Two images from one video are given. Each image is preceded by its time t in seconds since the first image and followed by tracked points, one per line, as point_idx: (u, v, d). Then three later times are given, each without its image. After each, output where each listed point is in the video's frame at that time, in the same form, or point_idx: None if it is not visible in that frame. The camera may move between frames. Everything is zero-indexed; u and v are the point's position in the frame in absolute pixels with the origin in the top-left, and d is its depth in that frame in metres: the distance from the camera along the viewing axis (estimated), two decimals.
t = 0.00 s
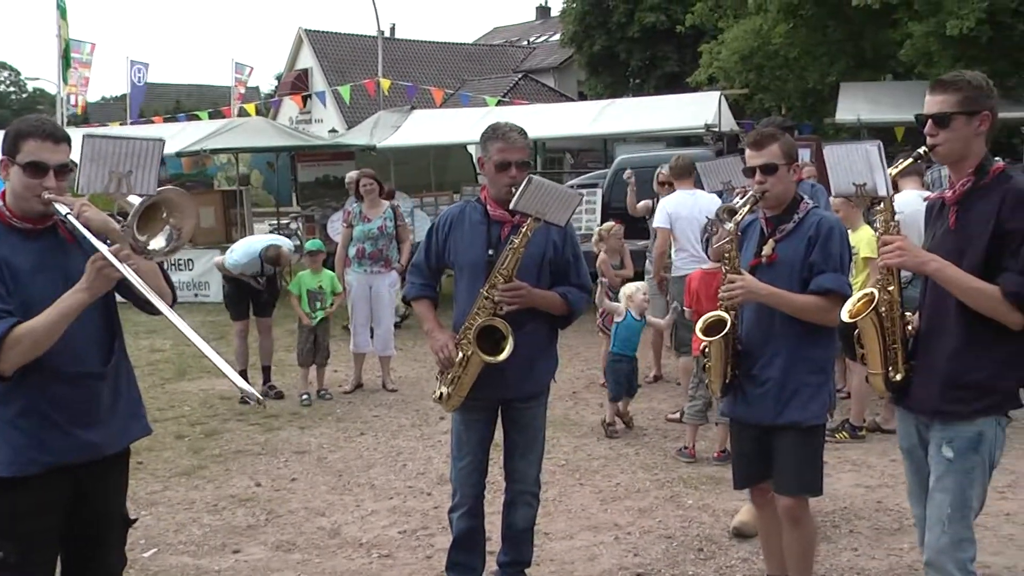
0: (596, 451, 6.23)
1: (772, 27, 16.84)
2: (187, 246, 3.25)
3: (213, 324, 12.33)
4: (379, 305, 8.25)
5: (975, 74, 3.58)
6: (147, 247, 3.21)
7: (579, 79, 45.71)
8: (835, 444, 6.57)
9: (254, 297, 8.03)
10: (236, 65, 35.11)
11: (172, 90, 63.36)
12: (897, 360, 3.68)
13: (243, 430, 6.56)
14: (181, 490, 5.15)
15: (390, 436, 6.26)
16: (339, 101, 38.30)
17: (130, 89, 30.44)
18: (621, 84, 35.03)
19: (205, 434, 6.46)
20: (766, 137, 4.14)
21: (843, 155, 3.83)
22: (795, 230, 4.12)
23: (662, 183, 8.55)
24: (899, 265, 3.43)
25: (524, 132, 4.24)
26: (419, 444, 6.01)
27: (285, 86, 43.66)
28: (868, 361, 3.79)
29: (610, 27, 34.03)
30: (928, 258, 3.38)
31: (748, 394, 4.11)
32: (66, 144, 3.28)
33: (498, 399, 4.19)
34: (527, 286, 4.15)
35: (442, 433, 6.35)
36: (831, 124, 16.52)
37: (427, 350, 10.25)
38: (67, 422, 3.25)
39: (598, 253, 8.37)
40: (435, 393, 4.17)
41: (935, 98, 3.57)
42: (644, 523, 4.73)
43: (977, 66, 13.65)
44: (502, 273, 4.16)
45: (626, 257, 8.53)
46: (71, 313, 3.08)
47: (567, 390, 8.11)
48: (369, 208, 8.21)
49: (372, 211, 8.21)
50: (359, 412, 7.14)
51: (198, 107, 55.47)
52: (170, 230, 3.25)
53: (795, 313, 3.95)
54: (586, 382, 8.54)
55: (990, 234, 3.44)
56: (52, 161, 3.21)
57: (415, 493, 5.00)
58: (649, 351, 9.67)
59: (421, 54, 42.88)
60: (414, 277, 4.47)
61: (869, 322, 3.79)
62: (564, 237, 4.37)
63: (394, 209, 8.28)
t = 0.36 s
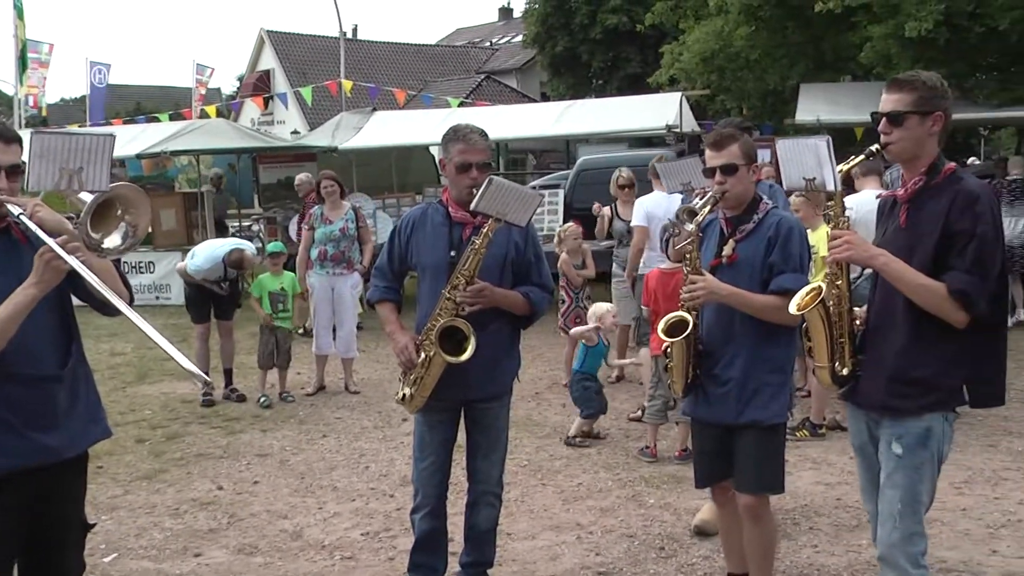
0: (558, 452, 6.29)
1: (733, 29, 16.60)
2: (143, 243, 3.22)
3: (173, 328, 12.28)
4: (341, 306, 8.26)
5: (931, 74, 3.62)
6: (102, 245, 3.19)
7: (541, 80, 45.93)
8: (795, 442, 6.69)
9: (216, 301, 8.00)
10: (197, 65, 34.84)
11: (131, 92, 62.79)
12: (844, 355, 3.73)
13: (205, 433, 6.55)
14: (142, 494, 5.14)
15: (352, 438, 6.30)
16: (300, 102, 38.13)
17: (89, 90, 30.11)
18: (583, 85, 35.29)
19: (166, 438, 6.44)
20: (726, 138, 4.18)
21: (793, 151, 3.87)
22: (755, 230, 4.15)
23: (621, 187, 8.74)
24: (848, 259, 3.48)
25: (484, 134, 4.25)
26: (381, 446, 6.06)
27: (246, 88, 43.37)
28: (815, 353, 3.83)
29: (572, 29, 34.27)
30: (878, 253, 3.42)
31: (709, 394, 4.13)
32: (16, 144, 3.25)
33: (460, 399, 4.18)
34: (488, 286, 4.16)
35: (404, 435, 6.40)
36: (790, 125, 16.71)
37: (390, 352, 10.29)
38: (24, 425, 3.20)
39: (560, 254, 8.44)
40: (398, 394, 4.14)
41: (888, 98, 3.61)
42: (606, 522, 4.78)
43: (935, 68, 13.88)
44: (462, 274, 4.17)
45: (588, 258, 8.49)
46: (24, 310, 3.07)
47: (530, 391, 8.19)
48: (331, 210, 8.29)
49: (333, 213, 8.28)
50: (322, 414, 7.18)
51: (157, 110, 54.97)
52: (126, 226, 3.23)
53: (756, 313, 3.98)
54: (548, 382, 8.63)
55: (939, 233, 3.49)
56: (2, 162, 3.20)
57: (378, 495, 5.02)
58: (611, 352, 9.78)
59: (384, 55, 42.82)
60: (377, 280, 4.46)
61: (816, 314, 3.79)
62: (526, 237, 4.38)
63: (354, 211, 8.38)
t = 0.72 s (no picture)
0: (519, 455, 6.34)
1: (694, 34, 16.60)
2: (93, 251, 3.28)
3: (132, 334, 12.21)
4: (302, 311, 8.28)
5: (881, 79, 3.67)
6: (53, 252, 3.25)
7: (503, 84, 46.09)
8: (755, 444, 6.79)
9: (176, 305, 7.97)
10: (156, 68, 34.58)
11: (90, 96, 62.15)
12: (797, 356, 3.76)
13: (165, 439, 6.52)
14: (100, 501, 5.11)
15: (313, 443, 6.32)
16: (261, 106, 37.96)
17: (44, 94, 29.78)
18: (544, 89, 35.41)
19: (125, 444, 6.40)
20: (687, 142, 4.21)
21: (747, 157, 3.94)
22: (717, 234, 4.18)
23: (584, 193, 8.73)
24: (801, 266, 3.53)
25: (444, 138, 4.25)
26: (342, 451, 6.09)
27: (205, 92, 43.13)
28: (768, 356, 3.84)
29: (532, 33, 34.43)
30: (830, 258, 3.47)
31: (671, 397, 4.15)
32: None
33: (422, 402, 4.17)
34: (448, 290, 4.15)
35: (366, 439, 6.43)
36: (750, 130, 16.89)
37: (351, 357, 10.29)
38: None
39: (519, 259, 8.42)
40: (360, 398, 4.11)
41: (841, 103, 3.65)
42: (567, 524, 4.82)
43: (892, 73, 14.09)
44: (423, 279, 4.16)
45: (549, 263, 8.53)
46: None
47: (491, 395, 8.25)
48: (290, 215, 8.33)
49: (293, 218, 8.31)
50: (283, 419, 7.20)
51: (114, 114, 54.49)
52: (77, 234, 3.29)
53: (717, 317, 4.01)
54: (509, 387, 8.69)
55: (890, 238, 3.53)
56: None
57: (339, 500, 5.03)
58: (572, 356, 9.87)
59: (346, 59, 42.76)
60: (340, 284, 4.44)
61: (769, 317, 3.80)
62: (487, 241, 4.39)
63: (315, 216, 8.43)
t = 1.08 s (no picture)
0: (479, 454, 6.38)
1: (654, 34, 16.73)
2: (41, 258, 3.61)
3: (91, 334, 12.11)
4: (263, 312, 8.28)
5: (840, 80, 3.69)
6: (5, 258, 3.56)
7: (464, 83, 46.15)
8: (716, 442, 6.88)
9: (136, 307, 7.94)
10: (115, 67, 34.28)
11: (48, 93, 61.48)
12: (757, 354, 3.78)
13: (124, 440, 6.49)
14: (57, 504, 5.07)
15: (274, 444, 6.33)
16: (221, 105, 37.76)
17: None
18: (505, 88, 35.34)
19: (84, 446, 6.36)
20: (652, 140, 4.19)
21: (701, 159, 3.96)
22: (681, 232, 4.20)
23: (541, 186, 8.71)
24: (759, 265, 3.57)
25: (406, 137, 4.24)
26: (303, 451, 6.10)
27: (165, 90, 42.83)
28: (727, 353, 3.85)
29: (494, 32, 34.50)
30: (788, 257, 3.50)
31: (638, 397, 4.14)
32: None
33: (384, 402, 4.16)
34: (409, 289, 4.14)
35: (327, 440, 6.45)
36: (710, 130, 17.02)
37: (313, 356, 10.27)
38: None
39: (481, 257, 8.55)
40: (321, 399, 4.10)
41: (799, 102, 3.68)
42: (528, 523, 4.86)
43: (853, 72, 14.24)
44: (384, 278, 4.14)
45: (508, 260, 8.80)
46: None
47: (453, 394, 8.28)
48: (250, 214, 8.30)
49: (254, 216, 8.27)
50: (244, 420, 7.20)
51: (71, 113, 53.95)
52: (27, 240, 3.62)
53: (682, 315, 4.01)
54: (471, 386, 8.72)
55: (847, 236, 3.57)
56: None
57: (300, 500, 5.05)
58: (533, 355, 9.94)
59: (307, 58, 42.65)
60: (303, 283, 4.41)
61: (728, 317, 3.79)
62: (448, 240, 4.39)
63: (275, 216, 8.40)
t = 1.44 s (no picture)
0: (441, 452, 6.39)
1: (617, 33, 16.78)
2: None
3: (49, 335, 12.00)
4: (223, 311, 8.24)
5: (798, 77, 3.72)
6: None
7: (427, 81, 46.17)
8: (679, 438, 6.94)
9: (95, 307, 7.89)
10: (73, 65, 33.94)
11: (6, 91, 60.79)
12: (725, 353, 3.82)
13: (85, 442, 6.44)
14: (15, 507, 5.02)
15: (236, 444, 6.31)
16: (182, 103, 37.54)
17: None
18: (468, 86, 35.34)
19: (43, 448, 6.30)
20: (621, 135, 4.19)
21: (665, 158, 3.94)
22: (648, 228, 4.19)
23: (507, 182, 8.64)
24: (724, 263, 3.59)
25: (366, 136, 4.23)
26: (265, 451, 6.10)
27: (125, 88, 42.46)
28: (695, 352, 3.89)
29: (456, 30, 34.49)
30: (752, 254, 3.52)
31: (601, 394, 4.11)
32: None
33: (347, 401, 4.15)
34: (373, 288, 4.13)
35: (289, 439, 6.45)
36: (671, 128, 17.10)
37: (276, 356, 10.24)
38: None
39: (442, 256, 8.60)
40: (285, 399, 4.08)
41: (758, 101, 3.70)
42: (491, 521, 4.89)
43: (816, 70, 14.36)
44: (346, 278, 4.12)
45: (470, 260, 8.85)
46: None
47: (416, 392, 8.28)
48: (212, 213, 8.25)
49: (215, 215, 8.22)
50: (205, 420, 7.16)
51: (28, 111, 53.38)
52: None
53: (645, 312, 3.98)
54: (434, 384, 8.72)
55: (810, 233, 3.59)
56: None
57: (262, 501, 5.03)
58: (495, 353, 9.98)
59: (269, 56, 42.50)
60: (263, 282, 4.38)
61: (694, 316, 3.84)
62: (410, 238, 4.38)
63: (236, 215, 8.35)
